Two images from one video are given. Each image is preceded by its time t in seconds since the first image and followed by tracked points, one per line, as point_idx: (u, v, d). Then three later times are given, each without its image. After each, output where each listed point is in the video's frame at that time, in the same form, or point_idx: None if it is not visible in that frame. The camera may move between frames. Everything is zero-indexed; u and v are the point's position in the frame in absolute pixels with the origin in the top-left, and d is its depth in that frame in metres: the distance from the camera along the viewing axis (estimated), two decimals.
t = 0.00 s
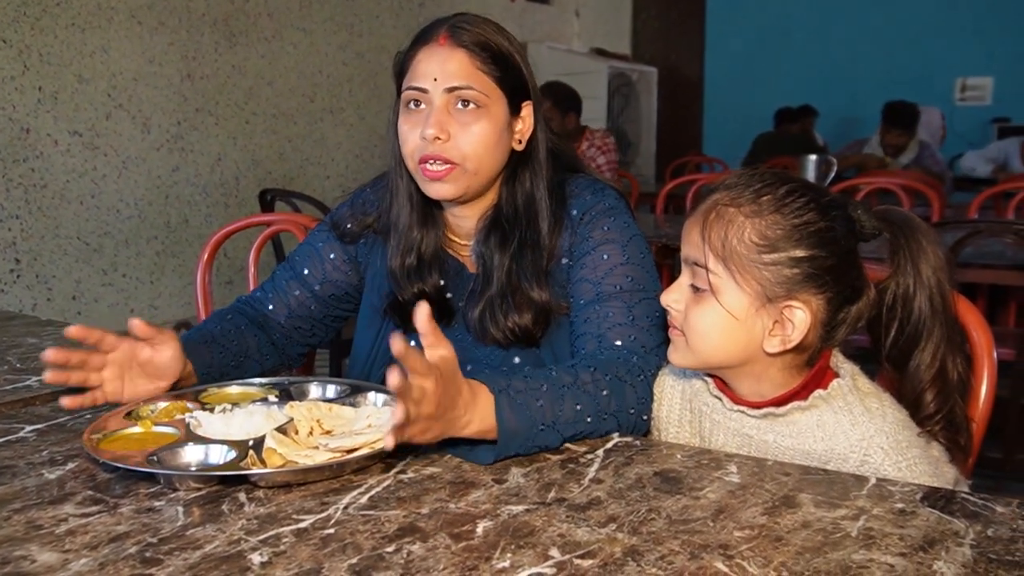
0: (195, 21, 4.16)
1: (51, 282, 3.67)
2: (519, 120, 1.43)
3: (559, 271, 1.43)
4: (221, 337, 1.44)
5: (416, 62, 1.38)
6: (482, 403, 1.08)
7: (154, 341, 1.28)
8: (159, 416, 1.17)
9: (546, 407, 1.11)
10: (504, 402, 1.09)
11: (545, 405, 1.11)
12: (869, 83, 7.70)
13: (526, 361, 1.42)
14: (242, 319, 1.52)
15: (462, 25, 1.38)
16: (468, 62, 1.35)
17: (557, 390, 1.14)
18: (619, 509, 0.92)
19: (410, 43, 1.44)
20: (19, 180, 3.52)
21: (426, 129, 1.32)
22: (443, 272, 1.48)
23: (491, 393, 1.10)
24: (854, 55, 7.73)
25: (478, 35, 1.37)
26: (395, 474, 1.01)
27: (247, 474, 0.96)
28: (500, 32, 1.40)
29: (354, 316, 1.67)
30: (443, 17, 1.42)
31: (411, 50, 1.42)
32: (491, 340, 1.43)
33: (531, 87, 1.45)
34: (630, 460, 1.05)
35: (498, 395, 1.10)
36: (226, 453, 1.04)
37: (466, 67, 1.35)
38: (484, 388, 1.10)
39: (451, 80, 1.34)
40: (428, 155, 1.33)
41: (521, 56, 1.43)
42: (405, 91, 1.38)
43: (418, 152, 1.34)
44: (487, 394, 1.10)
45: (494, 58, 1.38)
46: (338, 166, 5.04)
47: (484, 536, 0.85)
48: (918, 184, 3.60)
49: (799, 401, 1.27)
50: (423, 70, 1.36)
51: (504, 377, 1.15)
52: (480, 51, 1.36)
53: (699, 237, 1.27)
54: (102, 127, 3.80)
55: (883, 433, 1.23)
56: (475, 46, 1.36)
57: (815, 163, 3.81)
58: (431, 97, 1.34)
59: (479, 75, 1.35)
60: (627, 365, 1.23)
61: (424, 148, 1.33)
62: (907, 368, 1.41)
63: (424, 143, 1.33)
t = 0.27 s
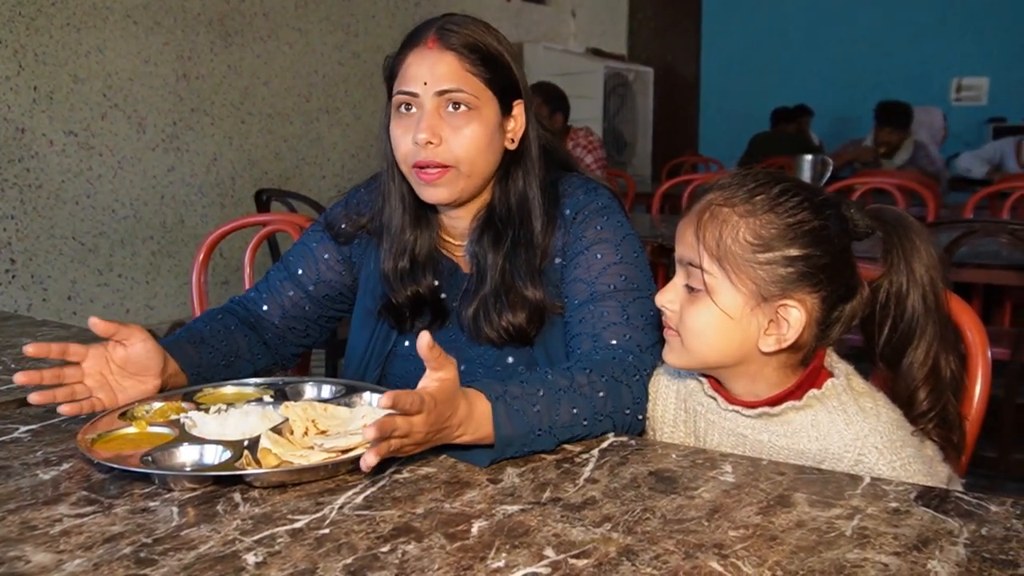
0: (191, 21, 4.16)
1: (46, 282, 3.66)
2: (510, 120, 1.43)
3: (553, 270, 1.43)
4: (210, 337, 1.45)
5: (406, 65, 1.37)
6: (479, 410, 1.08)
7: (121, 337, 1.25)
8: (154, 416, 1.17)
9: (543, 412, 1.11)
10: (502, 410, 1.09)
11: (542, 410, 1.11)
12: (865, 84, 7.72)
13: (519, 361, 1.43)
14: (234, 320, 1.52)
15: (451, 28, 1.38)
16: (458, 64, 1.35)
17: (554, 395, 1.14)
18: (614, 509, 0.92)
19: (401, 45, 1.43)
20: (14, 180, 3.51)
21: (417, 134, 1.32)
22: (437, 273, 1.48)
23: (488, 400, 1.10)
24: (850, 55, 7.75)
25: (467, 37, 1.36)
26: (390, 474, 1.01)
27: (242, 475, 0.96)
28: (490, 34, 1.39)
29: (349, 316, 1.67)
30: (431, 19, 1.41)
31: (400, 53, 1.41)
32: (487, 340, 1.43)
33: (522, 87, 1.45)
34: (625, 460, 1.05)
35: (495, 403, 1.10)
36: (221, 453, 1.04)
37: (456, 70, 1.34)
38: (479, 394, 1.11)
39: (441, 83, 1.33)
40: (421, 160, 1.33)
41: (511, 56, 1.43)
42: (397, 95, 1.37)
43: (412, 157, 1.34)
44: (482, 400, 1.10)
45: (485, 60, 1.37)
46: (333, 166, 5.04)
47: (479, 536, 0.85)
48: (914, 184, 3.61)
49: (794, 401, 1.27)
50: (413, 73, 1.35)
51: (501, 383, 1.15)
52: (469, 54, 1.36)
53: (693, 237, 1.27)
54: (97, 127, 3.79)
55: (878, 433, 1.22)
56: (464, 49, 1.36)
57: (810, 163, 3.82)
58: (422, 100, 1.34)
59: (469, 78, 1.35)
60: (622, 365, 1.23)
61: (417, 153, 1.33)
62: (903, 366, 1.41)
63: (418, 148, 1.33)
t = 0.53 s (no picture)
0: (186, 21, 4.15)
1: (41, 283, 3.65)
2: (502, 121, 1.42)
3: (549, 271, 1.43)
4: (204, 338, 1.44)
5: (395, 69, 1.37)
6: (479, 411, 1.07)
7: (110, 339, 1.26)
8: (150, 417, 1.17)
9: (542, 414, 1.11)
10: (501, 412, 1.09)
11: (541, 412, 1.11)
12: (860, 83, 7.74)
13: (516, 361, 1.44)
14: (230, 321, 1.52)
15: (439, 31, 1.37)
16: (445, 66, 1.34)
17: (552, 397, 1.14)
18: (611, 509, 0.92)
19: (390, 49, 1.43)
20: (9, 180, 3.51)
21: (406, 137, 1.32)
22: (433, 275, 1.48)
23: (488, 403, 1.10)
24: (846, 55, 7.76)
25: (454, 40, 1.36)
26: (386, 475, 1.01)
27: (238, 476, 0.96)
28: (478, 35, 1.39)
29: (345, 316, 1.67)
30: (420, 22, 1.41)
31: (389, 57, 1.41)
32: (484, 343, 1.43)
33: (512, 86, 1.44)
34: (622, 459, 1.05)
35: (494, 405, 1.10)
36: (218, 454, 1.04)
37: (443, 72, 1.34)
38: (477, 396, 1.11)
39: (428, 86, 1.33)
40: (411, 163, 1.34)
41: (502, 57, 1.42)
42: (386, 99, 1.37)
43: (401, 162, 1.34)
44: (481, 401, 1.10)
45: (473, 61, 1.37)
46: (329, 166, 5.04)
47: (476, 536, 0.85)
48: (909, 183, 3.62)
49: (790, 401, 1.27)
50: (402, 76, 1.35)
51: (499, 386, 1.15)
52: (457, 56, 1.35)
53: (690, 237, 1.27)
54: (92, 127, 3.78)
55: (874, 433, 1.22)
56: (451, 52, 1.35)
57: (807, 163, 3.82)
58: (410, 104, 1.34)
59: (457, 80, 1.34)
60: (619, 366, 1.23)
61: (406, 157, 1.33)
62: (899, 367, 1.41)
63: (407, 152, 1.33)
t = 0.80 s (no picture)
0: (182, 22, 4.14)
1: (38, 284, 3.65)
2: (492, 127, 1.41)
3: (547, 272, 1.43)
4: (204, 339, 1.44)
5: (383, 74, 1.38)
6: (478, 410, 1.07)
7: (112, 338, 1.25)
8: (148, 419, 1.16)
9: (541, 414, 1.11)
10: (501, 412, 1.08)
11: (540, 411, 1.11)
12: (856, 83, 7.75)
13: (515, 362, 1.44)
14: (228, 321, 1.52)
15: (426, 36, 1.37)
16: (428, 72, 1.33)
17: (551, 397, 1.14)
18: (609, 510, 0.92)
19: (383, 52, 1.43)
20: (6, 182, 3.50)
21: (386, 142, 1.33)
22: (431, 275, 1.49)
23: (488, 402, 1.10)
24: (842, 54, 7.77)
25: (440, 48, 1.35)
26: (385, 476, 1.01)
27: (237, 477, 0.96)
28: (468, 42, 1.38)
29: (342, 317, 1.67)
30: (413, 26, 1.40)
31: (381, 61, 1.42)
32: (482, 349, 1.43)
33: (501, 91, 1.41)
34: (620, 460, 1.06)
35: (494, 403, 1.10)
36: (216, 456, 1.04)
37: (425, 78, 1.33)
38: (477, 395, 1.10)
39: (410, 91, 1.33)
40: (391, 168, 1.34)
41: (494, 64, 1.41)
42: (375, 103, 1.38)
43: (383, 166, 1.35)
44: (481, 401, 1.10)
45: (458, 68, 1.35)
46: (326, 167, 5.04)
47: (475, 537, 0.85)
48: (905, 183, 3.63)
49: (789, 402, 1.27)
50: (387, 81, 1.36)
51: (500, 384, 1.15)
52: (442, 63, 1.34)
53: (690, 238, 1.26)
54: (89, 129, 3.78)
55: (872, 433, 1.22)
56: (436, 58, 1.34)
57: (803, 162, 3.82)
58: (393, 109, 1.34)
59: (440, 87, 1.33)
60: (617, 367, 1.23)
61: (386, 161, 1.34)
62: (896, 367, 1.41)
63: (388, 156, 1.34)
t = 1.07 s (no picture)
0: (179, 22, 4.14)
1: (34, 285, 3.64)
2: (484, 126, 1.40)
3: (546, 273, 1.43)
4: (213, 338, 1.44)
5: (374, 73, 1.38)
6: (465, 410, 1.07)
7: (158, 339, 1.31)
8: (146, 420, 1.16)
9: (530, 408, 1.10)
10: (487, 407, 1.08)
11: (528, 406, 1.11)
12: (853, 83, 7.76)
13: (512, 362, 1.41)
14: (232, 322, 1.52)
15: (417, 36, 1.36)
16: (416, 72, 1.32)
17: (541, 392, 1.14)
18: (608, 509, 0.92)
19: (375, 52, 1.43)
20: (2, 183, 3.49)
21: (376, 142, 1.33)
22: (427, 275, 1.48)
23: (473, 398, 1.10)
24: (839, 54, 7.78)
25: (432, 49, 1.34)
26: (383, 476, 1.01)
27: (235, 478, 0.95)
28: (463, 43, 1.38)
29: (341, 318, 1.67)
30: (406, 26, 1.40)
31: (373, 60, 1.42)
32: (478, 350, 1.42)
33: (493, 91, 1.41)
34: (618, 460, 1.06)
35: (480, 399, 1.10)
36: (214, 457, 1.03)
37: (414, 78, 1.32)
38: (466, 395, 1.10)
39: (398, 92, 1.32)
40: (381, 168, 1.34)
41: (488, 65, 1.41)
42: (366, 103, 1.38)
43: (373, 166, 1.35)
44: (470, 402, 1.09)
45: (447, 69, 1.35)
46: (323, 167, 5.03)
47: (474, 537, 0.85)
48: (902, 182, 3.63)
49: (787, 401, 1.26)
50: (378, 82, 1.35)
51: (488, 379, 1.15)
52: (433, 64, 1.33)
53: (689, 237, 1.26)
54: (85, 130, 3.78)
55: (871, 432, 1.22)
56: (426, 58, 1.33)
57: (800, 162, 3.82)
58: (383, 109, 1.34)
59: (429, 87, 1.33)
60: (614, 366, 1.23)
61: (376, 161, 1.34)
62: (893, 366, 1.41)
63: (378, 156, 1.34)
